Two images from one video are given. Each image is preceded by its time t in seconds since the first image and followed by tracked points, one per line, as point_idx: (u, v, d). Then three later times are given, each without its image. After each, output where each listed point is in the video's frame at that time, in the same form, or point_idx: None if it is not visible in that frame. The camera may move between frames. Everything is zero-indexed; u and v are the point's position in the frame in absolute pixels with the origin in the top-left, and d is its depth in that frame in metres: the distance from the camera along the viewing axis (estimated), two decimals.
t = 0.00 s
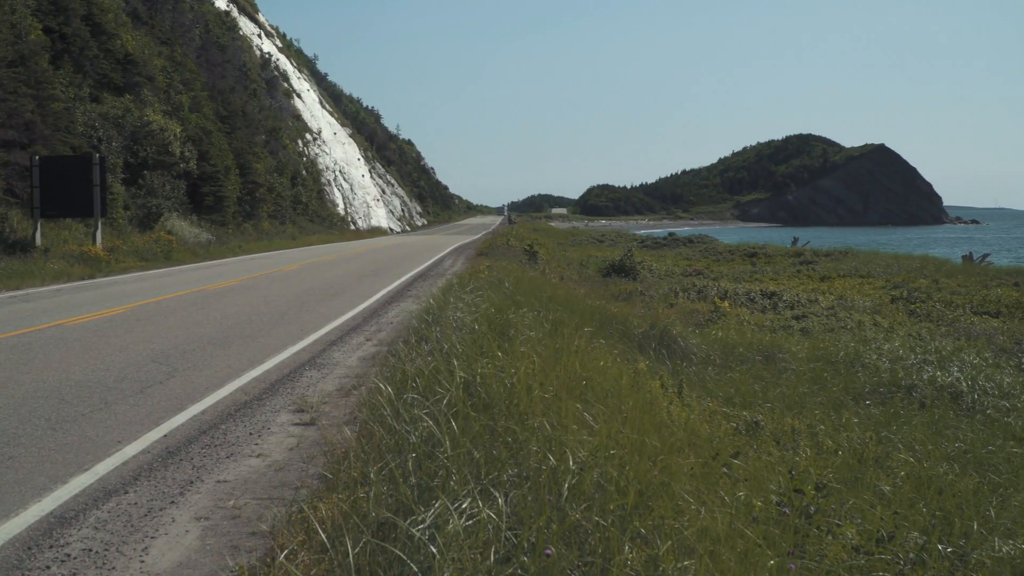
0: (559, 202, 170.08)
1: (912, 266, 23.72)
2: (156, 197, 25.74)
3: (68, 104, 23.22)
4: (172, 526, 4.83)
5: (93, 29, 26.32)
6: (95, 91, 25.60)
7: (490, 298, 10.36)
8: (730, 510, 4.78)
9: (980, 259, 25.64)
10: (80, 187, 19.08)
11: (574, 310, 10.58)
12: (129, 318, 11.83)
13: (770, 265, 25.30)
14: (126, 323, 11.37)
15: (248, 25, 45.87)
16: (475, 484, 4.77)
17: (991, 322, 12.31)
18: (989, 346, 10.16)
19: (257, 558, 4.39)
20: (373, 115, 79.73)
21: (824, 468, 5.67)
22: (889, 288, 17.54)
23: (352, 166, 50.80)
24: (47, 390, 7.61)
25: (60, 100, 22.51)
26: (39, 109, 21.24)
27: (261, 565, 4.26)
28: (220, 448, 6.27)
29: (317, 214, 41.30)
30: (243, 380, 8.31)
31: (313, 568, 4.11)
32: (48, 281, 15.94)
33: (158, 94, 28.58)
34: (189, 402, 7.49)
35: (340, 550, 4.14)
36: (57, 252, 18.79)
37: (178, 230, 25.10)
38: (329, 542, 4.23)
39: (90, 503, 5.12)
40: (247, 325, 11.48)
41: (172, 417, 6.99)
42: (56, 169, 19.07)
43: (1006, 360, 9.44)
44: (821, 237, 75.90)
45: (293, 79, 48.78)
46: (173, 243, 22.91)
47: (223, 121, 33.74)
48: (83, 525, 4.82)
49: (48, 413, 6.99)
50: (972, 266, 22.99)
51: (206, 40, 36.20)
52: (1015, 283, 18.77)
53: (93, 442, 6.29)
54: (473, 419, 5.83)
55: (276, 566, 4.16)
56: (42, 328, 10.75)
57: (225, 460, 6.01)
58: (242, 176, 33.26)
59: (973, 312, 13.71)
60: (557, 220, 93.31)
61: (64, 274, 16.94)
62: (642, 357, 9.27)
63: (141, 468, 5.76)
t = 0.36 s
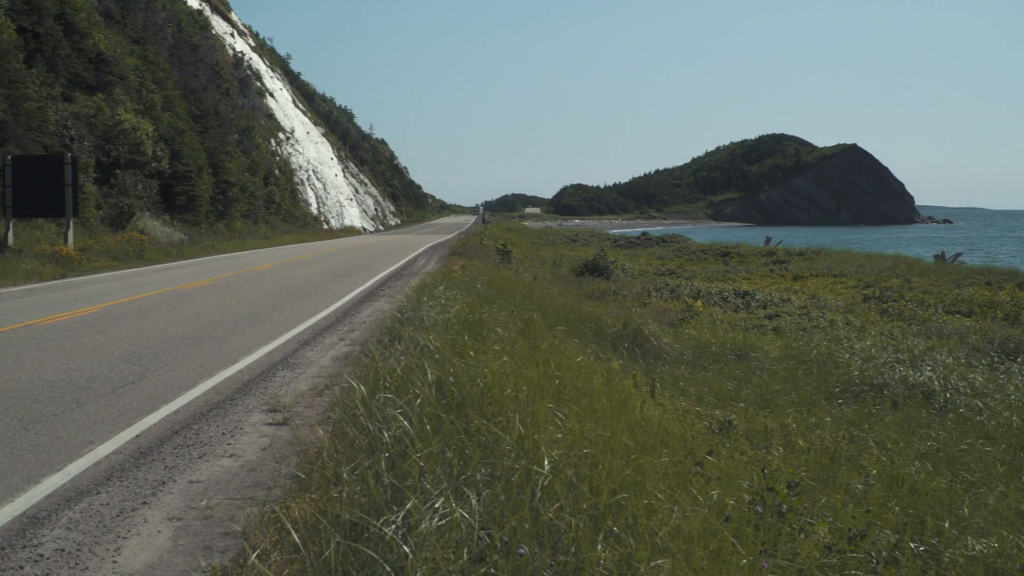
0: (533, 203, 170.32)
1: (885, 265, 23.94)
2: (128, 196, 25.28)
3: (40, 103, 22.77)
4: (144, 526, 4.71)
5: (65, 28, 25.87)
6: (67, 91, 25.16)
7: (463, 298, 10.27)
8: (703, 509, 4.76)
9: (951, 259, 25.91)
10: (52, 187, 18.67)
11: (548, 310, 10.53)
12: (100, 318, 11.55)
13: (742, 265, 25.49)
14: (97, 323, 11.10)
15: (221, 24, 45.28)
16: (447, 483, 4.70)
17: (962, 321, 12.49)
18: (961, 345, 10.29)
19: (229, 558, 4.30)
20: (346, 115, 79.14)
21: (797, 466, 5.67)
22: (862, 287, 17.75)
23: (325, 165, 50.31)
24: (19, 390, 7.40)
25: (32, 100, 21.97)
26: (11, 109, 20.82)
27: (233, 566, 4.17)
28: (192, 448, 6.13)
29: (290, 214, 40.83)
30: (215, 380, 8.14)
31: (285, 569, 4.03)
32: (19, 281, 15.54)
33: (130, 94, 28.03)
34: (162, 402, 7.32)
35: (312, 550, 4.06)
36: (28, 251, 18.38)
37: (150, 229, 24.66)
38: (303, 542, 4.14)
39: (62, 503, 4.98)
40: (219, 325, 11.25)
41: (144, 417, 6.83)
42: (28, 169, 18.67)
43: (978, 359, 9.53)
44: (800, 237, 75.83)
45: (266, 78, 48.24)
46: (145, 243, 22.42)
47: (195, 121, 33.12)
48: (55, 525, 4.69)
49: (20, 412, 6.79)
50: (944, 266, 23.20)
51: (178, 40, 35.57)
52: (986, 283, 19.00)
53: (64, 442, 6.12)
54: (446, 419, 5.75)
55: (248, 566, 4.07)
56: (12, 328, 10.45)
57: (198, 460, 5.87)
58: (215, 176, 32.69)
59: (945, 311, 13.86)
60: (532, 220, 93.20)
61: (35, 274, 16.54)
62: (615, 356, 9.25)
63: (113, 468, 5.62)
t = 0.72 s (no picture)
0: (505, 203, 170.32)
1: (856, 265, 24.19)
2: (100, 195, 24.80)
3: (11, 102, 22.31)
4: (116, 527, 4.61)
5: (38, 28, 25.36)
6: (39, 90, 24.72)
7: (436, 297, 10.18)
8: (675, 508, 4.75)
9: (923, 258, 26.21)
10: (23, 186, 18.26)
11: (521, 309, 10.48)
12: (70, 318, 11.26)
13: (715, 264, 25.71)
14: (67, 323, 10.82)
15: (193, 23, 44.60)
16: (419, 483, 4.64)
17: (933, 320, 12.70)
18: (932, 343, 10.46)
19: (200, 559, 4.22)
20: (318, 113, 78.45)
21: (769, 465, 5.69)
22: (834, 286, 18.00)
23: (297, 164, 49.79)
24: None
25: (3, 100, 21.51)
26: None
27: (205, 567, 4.09)
28: (163, 448, 5.99)
29: (262, 213, 40.32)
30: (187, 379, 7.97)
31: (257, 569, 3.95)
32: None
33: (101, 94, 27.47)
34: (134, 402, 7.15)
35: (284, 550, 3.98)
36: None
37: (121, 229, 24.20)
38: (274, 542, 4.06)
39: (34, 503, 4.87)
40: (190, 325, 11.03)
41: (116, 417, 6.67)
42: None
43: (949, 358, 9.64)
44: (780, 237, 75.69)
45: (238, 77, 47.62)
46: (117, 243, 21.89)
47: (166, 120, 32.45)
48: (27, 525, 4.59)
49: None
50: (916, 266, 23.44)
51: (150, 38, 34.84)
52: (955, 283, 19.25)
53: (35, 442, 5.96)
54: (419, 419, 5.68)
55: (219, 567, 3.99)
56: None
57: (169, 460, 5.74)
58: (186, 175, 32.08)
59: (916, 310, 14.04)
60: (505, 219, 93.05)
61: (4, 274, 16.12)
62: (587, 355, 9.24)
63: (85, 469, 5.48)
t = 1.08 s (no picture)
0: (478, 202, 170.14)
1: (829, 264, 24.43)
2: (71, 195, 24.29)
3: None
4: (88, 528, 4.51)
5: (9, 27, 24.71)
6: (9, 89, 24.14)
7: (409, 297, 10.07)
8: (648, 508, 4.73)
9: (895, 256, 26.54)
10: None
11: (494, 309, 10.42)
12: (40, 318, 10.99)
13: (689, 263, 25.87)
14: (37, 323, 10.55)
15: (165, 21, 43.83)
16: (392, 483, 4.57)
17: (905, 319, 12.86)
18: (904, 343, 10.57)
19: (172, 560, 4.13)
20: (290, 112, 77.65)
21: (743, 465, 5.68)
22: (807, 286, 18.18)
23: (270, 163, 49.23)
24: None
25: None
26: None
27: (176, 568, 4.01)
28: (136, 449, 5.86)
29: (235, 213, 39.78)
30: (159, 379, 7.81)
31: (228, 570, 3.87)
32: None
33: (73, 92, 26.92)
34: (105, 402, 6.99)
35: (255, 551, 3.91)
36: None
37: (93, 228, 23.72)
38: (245, 543, 3.98)
39: (5, 504, 4.76)
40: (162, 325, 10.81)
41: (88, 418, 6.52)
42: None
43: (922, 357, 9.74)
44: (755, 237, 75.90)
45: (210, 76, 46.92)
46: (88, 242, 21.45)
47: (137, 119, 31.73)
48: None
49: None
50: (888, 265, 23.70)
51: (122, 38, 34.13)
52: (927, 283, 19.49)
53: (6, 443, 5.82)
54: (392, 419, 5.60)
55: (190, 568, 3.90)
56: None
57: (141, 461, 5.62)
58: (158, 174, 31.48)
59: (888, 310, 14.20)
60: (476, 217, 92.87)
61: None
62: (560, 355, 9.22)
63: (56, 470, 5.36)
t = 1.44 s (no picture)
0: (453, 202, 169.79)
1: (803, 264, 24.63)
2: (44, 195, 23.85)
3: None
4: (60, 529, 4.41)
5: None
6: None
7: (383, 297, 9.97)
8: (623, 508, 4.71)
9: (869, 256, 26.80)
10: None
11: (468, 309, 10.35)
12: (10, 318, 10.72)
13: (664, 263, 25.99)
14: (7, 323, 10.29)
15: (138, 20, 43.10)
16: (367, 483, 4.50)
17: (878, 318, 12.98)
18: (878, 342, 10.67)
19: (146, 561, 4.05)
20: (262, 110, 76.84)
21: (717, 465, 5.69)
22: (781, 285, 18.32)
23: (243, 163, 48.68)
24: None
25: None
26: None
27: (149, 569, 3.94)
28: (109, 449, 5.73)
29: (208, 212, 39.24)
30: (132, 379, 7.66)
31: (202, 571, 3.80)
32: None
33: (46, 92, 26.41)
34: (78, 402, 6.84)
35: (228, 551, 3.84)
36: None
37: (66, 228, 23.27)
38: (219, 544, 3.90)
39: None
40: (135, 325, 10.60)
41: (60, 418, 6.38)
42: None
43: (896, 356, 9.84)
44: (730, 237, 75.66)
45: (183, 75, 46.24)
46: (61, 242, 21.02)
47: (110, 118, 31.03)
48: None
49: None
50: (861, 265, 23.94)
51: (95, 37, 33.45)
52: (900, 283, 19.67)
53: None
54: (366, 419, 5.52)
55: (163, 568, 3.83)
56: None
57: (114, 461, 5.49)
58: (131, 174, 30.90)
59: (863, 309, 14.34)
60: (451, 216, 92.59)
61: None
62: (535, 355, 9.18)
63: (28, 470, 5.22)
